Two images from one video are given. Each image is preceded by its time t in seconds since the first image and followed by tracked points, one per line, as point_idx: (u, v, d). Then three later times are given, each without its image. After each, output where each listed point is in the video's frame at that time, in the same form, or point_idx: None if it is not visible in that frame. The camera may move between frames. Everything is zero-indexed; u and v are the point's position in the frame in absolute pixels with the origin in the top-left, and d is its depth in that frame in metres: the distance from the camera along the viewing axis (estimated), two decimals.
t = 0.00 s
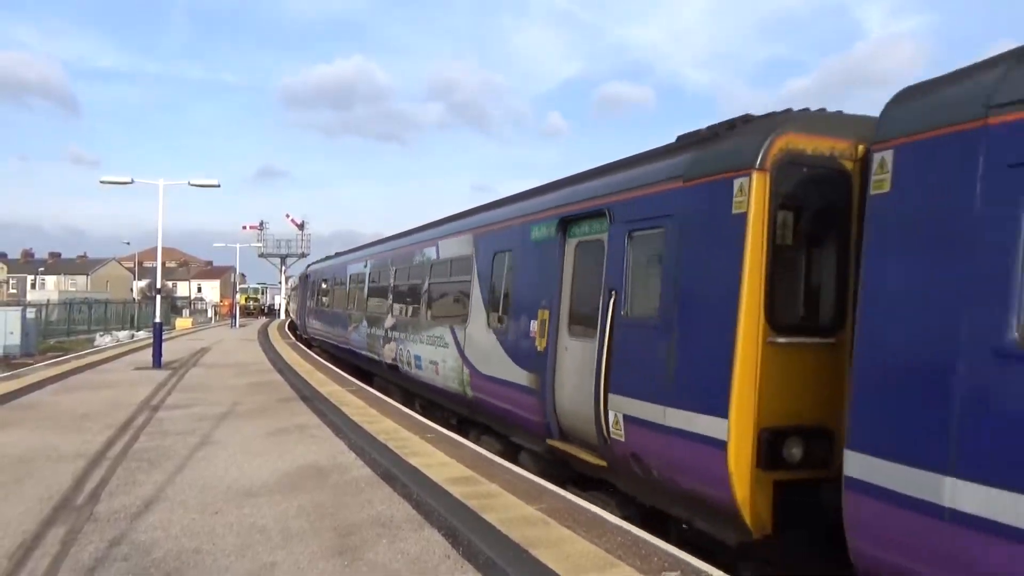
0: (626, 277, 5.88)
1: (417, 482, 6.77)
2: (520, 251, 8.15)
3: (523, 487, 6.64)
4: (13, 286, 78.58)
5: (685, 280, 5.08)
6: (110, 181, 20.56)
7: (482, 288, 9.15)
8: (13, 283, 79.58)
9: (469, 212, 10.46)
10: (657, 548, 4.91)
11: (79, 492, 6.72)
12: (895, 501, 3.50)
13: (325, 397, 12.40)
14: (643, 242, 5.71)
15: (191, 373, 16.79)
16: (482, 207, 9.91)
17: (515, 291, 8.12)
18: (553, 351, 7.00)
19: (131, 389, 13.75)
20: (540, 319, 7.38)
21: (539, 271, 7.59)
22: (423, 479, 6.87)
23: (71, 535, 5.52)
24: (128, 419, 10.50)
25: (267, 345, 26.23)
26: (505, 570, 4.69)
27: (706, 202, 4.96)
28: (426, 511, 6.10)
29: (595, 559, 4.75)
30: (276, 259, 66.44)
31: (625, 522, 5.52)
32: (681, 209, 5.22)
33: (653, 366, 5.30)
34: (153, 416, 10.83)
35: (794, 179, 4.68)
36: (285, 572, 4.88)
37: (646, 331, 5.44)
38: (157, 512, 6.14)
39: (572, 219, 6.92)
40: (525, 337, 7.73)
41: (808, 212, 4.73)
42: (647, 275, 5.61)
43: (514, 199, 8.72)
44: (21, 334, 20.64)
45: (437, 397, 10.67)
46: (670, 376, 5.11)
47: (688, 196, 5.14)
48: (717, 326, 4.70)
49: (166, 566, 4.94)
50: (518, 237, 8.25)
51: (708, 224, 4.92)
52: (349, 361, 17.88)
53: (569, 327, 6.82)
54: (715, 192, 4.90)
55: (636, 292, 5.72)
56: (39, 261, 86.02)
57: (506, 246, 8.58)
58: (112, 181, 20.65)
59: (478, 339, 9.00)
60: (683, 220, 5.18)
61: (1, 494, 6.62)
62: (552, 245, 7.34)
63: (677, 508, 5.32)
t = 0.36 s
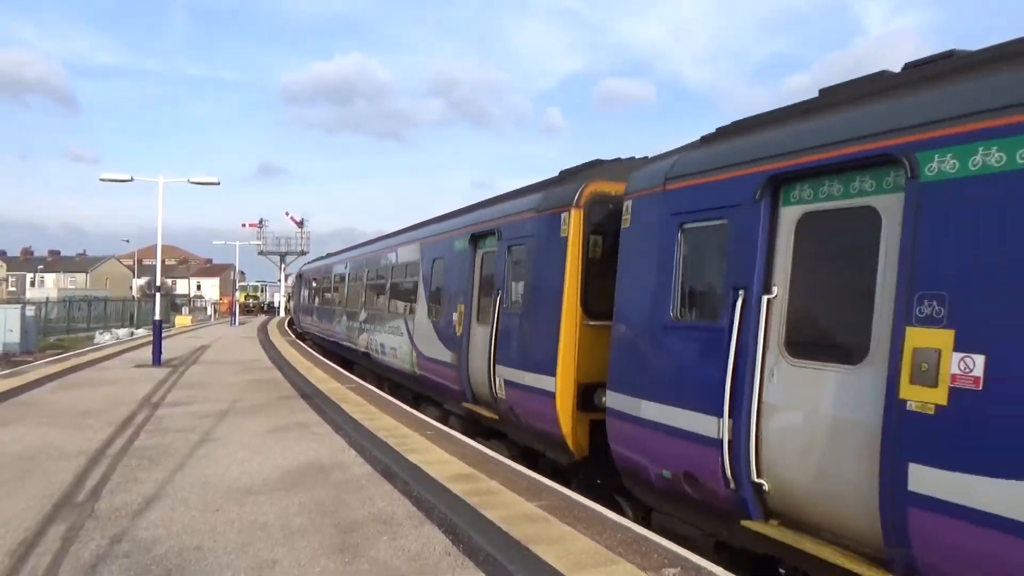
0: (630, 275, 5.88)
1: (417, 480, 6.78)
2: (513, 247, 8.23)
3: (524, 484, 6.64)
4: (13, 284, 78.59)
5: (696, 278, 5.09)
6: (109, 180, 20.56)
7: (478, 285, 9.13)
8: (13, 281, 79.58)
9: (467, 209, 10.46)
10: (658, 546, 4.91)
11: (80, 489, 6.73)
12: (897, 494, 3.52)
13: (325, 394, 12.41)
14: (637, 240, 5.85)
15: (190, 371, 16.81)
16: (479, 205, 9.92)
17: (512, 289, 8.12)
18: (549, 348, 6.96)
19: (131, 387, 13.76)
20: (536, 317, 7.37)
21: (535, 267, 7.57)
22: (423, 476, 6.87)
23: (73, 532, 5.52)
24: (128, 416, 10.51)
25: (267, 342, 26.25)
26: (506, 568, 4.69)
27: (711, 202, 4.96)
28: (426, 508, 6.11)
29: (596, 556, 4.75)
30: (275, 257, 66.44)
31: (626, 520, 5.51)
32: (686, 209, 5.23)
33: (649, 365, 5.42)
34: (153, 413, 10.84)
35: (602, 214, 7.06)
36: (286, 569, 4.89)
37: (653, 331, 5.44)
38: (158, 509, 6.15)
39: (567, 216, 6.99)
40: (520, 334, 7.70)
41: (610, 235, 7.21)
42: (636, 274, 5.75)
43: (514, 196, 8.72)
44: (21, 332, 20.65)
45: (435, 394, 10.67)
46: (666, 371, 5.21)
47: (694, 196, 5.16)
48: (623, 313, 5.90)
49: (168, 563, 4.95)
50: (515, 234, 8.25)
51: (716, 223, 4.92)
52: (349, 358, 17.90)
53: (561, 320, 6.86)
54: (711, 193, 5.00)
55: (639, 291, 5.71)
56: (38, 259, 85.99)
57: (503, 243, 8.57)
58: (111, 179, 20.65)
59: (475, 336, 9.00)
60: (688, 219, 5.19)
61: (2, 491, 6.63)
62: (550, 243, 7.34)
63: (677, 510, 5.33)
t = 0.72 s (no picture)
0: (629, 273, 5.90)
1: (418, 476, 6.80)
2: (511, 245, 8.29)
3: (524, 480, 6.65)
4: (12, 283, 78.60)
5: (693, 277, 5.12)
6: (109, 179, 20.57)
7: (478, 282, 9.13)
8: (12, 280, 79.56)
9: (466, 206, 10.49)
10: (658, 541, 4.92)
11: (82, 487, 6.74)
12: (899, 485, 3.52)
13: (325, 392, 12.41)
14: (586, 244, 6.71)
15: (191, 369, 16.81)
16: (480, 202, 9.94)
17: (512, 285, 8.11)
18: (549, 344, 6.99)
19: (131, 385, 13.77)
20: (537, 314, 7.37)
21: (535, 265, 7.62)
22: (424, 473, 6.88)
23: (74, 530, 5.53)
24: (129, 414, 10.52)
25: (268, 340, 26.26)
26: (506, 564, 4.70)
27: (712, 201, 5.00)
28: (426, 505, 6.12)
29: (596, 552, 4.77)
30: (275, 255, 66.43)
31: (626, 515, 5.53)
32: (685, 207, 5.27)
33: (646, 361, 5.47)
34: (154, 411, 10.83)
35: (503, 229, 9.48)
36: (287, 566, 4.90)
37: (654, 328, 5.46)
38: (160, 506, 6.16)
39: (566, 215, 7.03)
40: (518, 330, 7.71)
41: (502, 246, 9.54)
42: (633, 272, 5.79)
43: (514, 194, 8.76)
44: (20, 331, 20.65)
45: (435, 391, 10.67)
46: (665, 364, 5.25)
47: (694, 194, 5.19)
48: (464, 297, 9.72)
49: (170, 560, 4.96)
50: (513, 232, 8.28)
51: (716, 220, 4.95)
52: (349, 356, 17.91)
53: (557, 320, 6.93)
54: (710, 191, 5.03)
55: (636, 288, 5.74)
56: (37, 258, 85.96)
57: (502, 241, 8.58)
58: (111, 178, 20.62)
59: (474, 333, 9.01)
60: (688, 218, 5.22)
61: (2, 490, 6.63)
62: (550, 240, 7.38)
63: (683, 503, 5.36)
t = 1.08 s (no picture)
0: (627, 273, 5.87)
1: (422, 474, 6.80)
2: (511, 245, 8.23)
3: (528, 478, 6.65)
4: (16, 283, 78.78)
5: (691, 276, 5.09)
6: (113, 178, 20.59)
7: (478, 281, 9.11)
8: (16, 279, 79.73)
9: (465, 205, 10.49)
10: (664, 538, 4.91)
11: (87, 486, 6.75)
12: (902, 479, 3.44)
13: (329, 390, 12.41)
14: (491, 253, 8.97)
15: (195, 368, 16.83)
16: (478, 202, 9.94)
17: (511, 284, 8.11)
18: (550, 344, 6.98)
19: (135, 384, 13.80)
20: (537, 313, 7.36)
21: (534, 264, 7.61)
22: (428, 471, 6.89)
23: (80, 529, 5.54)
24: (133, 413, 10.55)
25: (271, 339, 26.30)
26: (511, 562, 4.70)
27: (710, 202, 4.97)
28: (431, 502, 6.12)
29: (601, 549, 4.77)
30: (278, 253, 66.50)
31: (631, 513, 5.52)
32: (683, 208, 5.24)
33: (649, 357, 5.44)
34: (158, 410, 10.86)
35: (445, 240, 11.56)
36: (293, 564, 4.90)
37: (654, 328, 5.43)
38: (164, 505, 6.17)
39: (564, 216, 7.02)
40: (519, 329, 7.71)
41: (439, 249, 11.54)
42: (528, 285, 7.67)
43: (511, 194, 8.76)
44: (25, 330, 20.69)
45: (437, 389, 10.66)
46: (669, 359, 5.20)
47: (692, 196, 5.16)
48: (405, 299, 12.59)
49: (175, 559, 4.96)
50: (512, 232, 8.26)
51: (712, 221, 4.92)
52: (352, 354, 17.93)
53: (558, 319, 6.91)
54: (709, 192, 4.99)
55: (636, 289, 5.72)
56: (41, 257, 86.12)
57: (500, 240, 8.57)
58: (114, 177, 20.65)
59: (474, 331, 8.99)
60: (686, 218, 5.19)
61: (8, 489, 6.65)
62: (547, 241, 7.36)
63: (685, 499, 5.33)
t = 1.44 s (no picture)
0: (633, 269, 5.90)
1: (426, 471, 6.81)
2: (513, 241, 8.30)
3: (532, 474, 6.66)
4: (20, 280, 78.96)
5: (698, 272, 5.12)
6: (115, 175, 20.59)
7: (480, 278, 9.13)
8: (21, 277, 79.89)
9: (466, 202, 10.54)
10: (667, 535, 4.92)
11: (91, 483, 6.77)
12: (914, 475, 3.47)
13: (332, 387, 12.42)
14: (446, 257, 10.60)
15: (199, 365, 16.86)
16: (479, 198, 9.99)
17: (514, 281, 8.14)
18: (556, 340, 7.02)
19: (139, 381, 13.82)
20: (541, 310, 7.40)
21: (537, 261, 7.64)
22: (432, 468, 6.90)
23: (84, 525, 5.56)
24: (137, 410, 10.58)
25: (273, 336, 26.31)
26: (514, 558, 4.71)
27: (718, 198, 5.01)
28: (435, 499, 6.13)
29: (604, 546, 4.77)
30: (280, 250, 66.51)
31: (634, 509, 5.52)
32: (690, 204, 5.28)
33: (657, 353, 5.47)
34: (162, 407, 10.88)
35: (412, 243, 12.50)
36: (296, 561, 4.92)
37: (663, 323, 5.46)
38: (168, 502, 6.18)
39: (569, 213, 7.07)
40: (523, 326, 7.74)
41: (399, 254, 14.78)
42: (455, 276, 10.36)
43: (513, 191, 8.82)
44: (30, 327, 20.75)
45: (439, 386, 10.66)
46: (677, 356, 5.23)
47: (700, 192, 5.21)
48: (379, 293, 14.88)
49: (178, 555, 4.98)
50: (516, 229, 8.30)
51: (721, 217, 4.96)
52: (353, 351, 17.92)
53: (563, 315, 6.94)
54: (716, 187, 5.06)
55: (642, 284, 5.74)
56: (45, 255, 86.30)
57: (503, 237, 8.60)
58: (116, 175, 20.68)
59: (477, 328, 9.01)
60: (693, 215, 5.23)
61: (12, 486, 6.67)
62: (552, 238, 7.40)
63: (692, 495, 5.34)
